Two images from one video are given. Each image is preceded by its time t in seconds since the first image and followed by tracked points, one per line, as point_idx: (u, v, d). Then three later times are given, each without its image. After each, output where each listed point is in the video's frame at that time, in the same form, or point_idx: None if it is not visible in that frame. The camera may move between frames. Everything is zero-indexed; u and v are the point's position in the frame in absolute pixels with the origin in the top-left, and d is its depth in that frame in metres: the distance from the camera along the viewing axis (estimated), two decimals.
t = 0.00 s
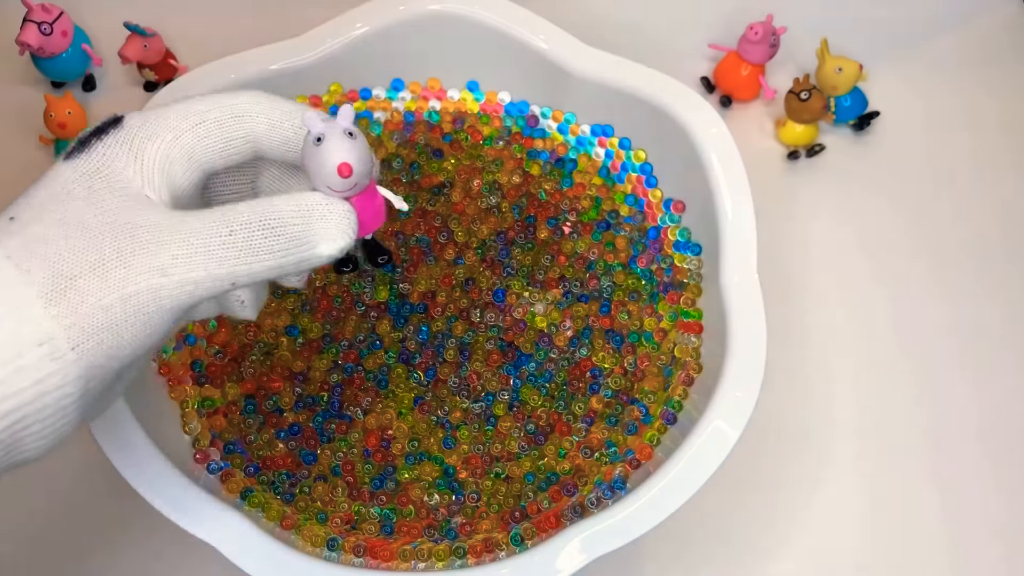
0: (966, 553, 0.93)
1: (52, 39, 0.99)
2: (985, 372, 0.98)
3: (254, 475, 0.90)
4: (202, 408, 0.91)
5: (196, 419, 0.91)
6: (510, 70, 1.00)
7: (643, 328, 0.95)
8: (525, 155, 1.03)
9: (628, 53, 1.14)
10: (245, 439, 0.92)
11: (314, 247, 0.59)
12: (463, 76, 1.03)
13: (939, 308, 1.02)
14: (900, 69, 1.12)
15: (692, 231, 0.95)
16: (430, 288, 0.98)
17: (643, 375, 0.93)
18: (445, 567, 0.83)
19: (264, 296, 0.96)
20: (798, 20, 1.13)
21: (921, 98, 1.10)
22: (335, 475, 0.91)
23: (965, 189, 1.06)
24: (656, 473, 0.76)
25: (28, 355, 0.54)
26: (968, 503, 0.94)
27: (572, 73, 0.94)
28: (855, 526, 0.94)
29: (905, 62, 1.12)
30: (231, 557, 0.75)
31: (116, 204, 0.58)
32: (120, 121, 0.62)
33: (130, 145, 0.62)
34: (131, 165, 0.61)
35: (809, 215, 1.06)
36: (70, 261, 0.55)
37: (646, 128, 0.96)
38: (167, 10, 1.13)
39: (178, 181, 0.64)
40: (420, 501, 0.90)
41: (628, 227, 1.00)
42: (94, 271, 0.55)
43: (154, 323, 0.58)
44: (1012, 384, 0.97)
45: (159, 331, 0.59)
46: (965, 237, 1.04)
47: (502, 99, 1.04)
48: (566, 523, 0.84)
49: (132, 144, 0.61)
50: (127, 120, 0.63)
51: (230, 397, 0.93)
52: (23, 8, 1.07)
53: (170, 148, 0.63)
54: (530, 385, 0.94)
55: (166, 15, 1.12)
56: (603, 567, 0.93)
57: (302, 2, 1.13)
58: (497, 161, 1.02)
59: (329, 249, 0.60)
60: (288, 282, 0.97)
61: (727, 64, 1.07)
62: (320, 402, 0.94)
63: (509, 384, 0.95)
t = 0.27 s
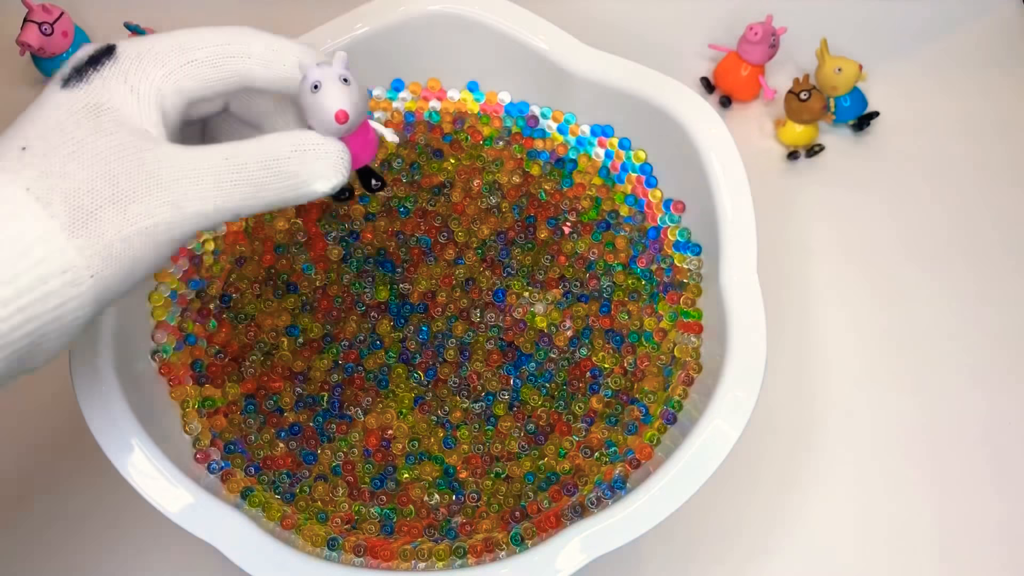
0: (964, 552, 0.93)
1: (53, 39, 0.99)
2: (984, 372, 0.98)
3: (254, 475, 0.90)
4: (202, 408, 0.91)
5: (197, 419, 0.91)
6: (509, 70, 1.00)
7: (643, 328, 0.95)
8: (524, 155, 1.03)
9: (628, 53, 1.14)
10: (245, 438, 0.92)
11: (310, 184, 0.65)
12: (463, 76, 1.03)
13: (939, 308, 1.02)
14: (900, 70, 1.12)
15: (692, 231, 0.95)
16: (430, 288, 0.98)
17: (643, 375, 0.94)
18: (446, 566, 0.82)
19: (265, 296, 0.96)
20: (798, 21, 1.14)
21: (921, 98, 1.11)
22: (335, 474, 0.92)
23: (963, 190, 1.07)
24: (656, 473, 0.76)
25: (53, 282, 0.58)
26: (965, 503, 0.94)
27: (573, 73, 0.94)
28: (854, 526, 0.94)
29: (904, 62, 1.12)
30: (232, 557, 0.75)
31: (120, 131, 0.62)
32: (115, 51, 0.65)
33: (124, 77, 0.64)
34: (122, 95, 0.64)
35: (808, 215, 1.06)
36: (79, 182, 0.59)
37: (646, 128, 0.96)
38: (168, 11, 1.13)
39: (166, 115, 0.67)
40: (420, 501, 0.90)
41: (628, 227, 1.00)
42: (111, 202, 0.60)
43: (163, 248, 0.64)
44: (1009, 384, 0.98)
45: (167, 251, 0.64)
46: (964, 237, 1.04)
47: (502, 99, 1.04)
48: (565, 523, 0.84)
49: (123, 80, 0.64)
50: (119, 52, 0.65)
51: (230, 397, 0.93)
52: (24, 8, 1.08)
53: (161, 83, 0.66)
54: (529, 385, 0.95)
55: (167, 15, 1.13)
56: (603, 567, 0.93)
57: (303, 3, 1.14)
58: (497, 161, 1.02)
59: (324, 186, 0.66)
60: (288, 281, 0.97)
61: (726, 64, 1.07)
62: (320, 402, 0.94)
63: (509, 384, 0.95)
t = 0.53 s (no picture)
0: (963, 552, 0.93)
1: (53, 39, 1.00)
2: (984, 372, 0.99)
3: (254, 474, 0.90)
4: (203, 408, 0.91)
5: (197, 418, 0.91)
6: (508, 71, 1.00)
7: (643, 327, 0.96)
8: (525, 155, 1.03)
9: (629, 53, 1.14)
10: (245, 438, 0.92)
11: (340, 108, 0.65)
12: (464, 76, 1.03)
13: (939, 308, 1.02)
14: (900, 70, 1.12)
15: (692, 231, 0.95)
16: (430, 288, 0.99)
17: (643, 375, 0.94)
18: (445, 566, 0.82)
19: (265, 296, 0.97)
20: (798, 21, 1.14)
21: (921, 98, 1.11)
22: (335, 474, 0.92)
23: (963, 190, 1.07)
24: (655, 473, 0.77)
25: (106, 184, 0.58)
26: (965, 503, 0.95)
27: (572, 73, 0.94)
28: (853, 526, 0.95)
29: (905, 62, 1.12)
30: (232, 557, 0.75)
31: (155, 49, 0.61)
32: None
33: None
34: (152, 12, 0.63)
35: (808, 215, 1.07)
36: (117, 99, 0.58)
37: (646, 128, 0.96)
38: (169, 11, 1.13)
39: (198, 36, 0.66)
40: (420, 501, 0.90)
41: (628, 227, 1.00)
42: (162, 113, 0.60)
43: (201, 163, 0.64)
44: (1010, 384, 0.98)
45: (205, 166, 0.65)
46: (964, 237, 1.04)
47: (502, 99, 1.03)
48: (565, 523, 0.83)
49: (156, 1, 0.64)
50: None
51: (230, 397, 0.93)
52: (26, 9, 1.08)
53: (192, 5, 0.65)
54: (529, 385, 0.95)
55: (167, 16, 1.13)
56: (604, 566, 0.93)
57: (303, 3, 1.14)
58: (497, 161, 1.02)
59: (350, 111, 0.65)
60: (289, 281, 0.97)
61: (726, 64, 1.07)
62: (321, 402, 0.94)
63: (509, 384, 0.95)
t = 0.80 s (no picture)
0: (962, 552, 0.93)
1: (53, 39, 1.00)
2: (984, 372, 0.99)
3: (254, 474, 0.90)
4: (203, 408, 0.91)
5: (197, 418, 0.91)
6: (510, 71, 1.00)
7: (643, 327, 0.96)
8: (525, 155, 1.03)
9: (628, 53, 1.15)
10: (245, 438, 0.92)
11: (246, 62, 0.72)
12: (463, 76, 1.02)
13: (938, 307, 1.02)
14: (900, 70, 1.12)
15: (692, 231, 0.95)
16: (430, 288, 0.99)
17: (643, 375, 0.94)
18: (445, 566, 0.83)
19: (265, 296, 0.97)
20: (798, 21, 1.14)
21: (920, 98, 1.11)
22: (335, 474, 0.92)
23: (963, 190, 1.07)
24: (655, 473, 0.77)
25: (39, 146, 0.64)
26: (963, 502, 0.95)
27: (573, 74, 0.94)
28: (853, 526, 0.95)
29: (905, 62, 1.12)
30: (233, 557, 0.75)
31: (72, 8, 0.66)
32: None
33: None
34: None
35: (808, 215, 1.07)
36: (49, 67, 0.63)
37: (646, 128, 0.96)
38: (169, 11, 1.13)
39: None
40: (420, 501, 0.90)
41: (628, 227, 1.00)
42: (97, 79, 0.66)
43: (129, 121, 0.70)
44: (1008, 384, 0.98)
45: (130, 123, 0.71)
46: (963, 237, 1.05)
47: (502, 99, 1.03)
48: (565, 523, 0.83)
49: None
50: None
51: (231, 397, 0.93)
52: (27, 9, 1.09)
53: None
54: (529, 385, 0.95)
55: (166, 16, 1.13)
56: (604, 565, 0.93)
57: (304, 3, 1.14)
58: (497, 161, 1.02)
59: (251, 66, 0.73)
60: (289, 281, 0.98)
61: (726, 64, 1.07)
62: (321, 402, 0.94)
63: (509, 384, 0.95)
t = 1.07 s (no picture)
0: (962, 551, 0.93)
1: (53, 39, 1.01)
2: (983, 372, 0.99)
3: (254, 474, 0.90)
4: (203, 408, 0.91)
5: (197, 418, 0.91)
6: (510, 71, 1.00)
7: (643, 328, 0.96)
8: (524, 155, 1.03)
9: (628, 53, 1.15)
10: (245, 438, 0.92)
11: (113, 61, 0.80)
12: (463, 76, 1.03)
13: (938, 307, 1.02)
14: (899, 69, 1.12)
15: (692, 231, 0.95)
16: (430, 288, 0.99)
17: (643, 375, 0.94)
18: (446, 565, 0.83)
19: (265, 296, 0.97)
20: (797, 21, 1.14)
21: (920, 98, 1.11)
22: (335, 474, 0.92)
23: (962, 190, 1.07)
24: (655, 473, 0.77)
25: None
26: (963, 502, 0.95)
27: (573, 74, 0.94)
28: (852, 526, 0.95)
29: (905, 62, 1.12)
30: (233, 556, 0.75)
31: None
32: None
33: None
34: None
35: (808, 215, 1.07)
36: None
37: (646, 129, 0.96)
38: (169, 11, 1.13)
39: None
40: (420, 501, 0.90)
41: (628, 227, 1.00)
42: None
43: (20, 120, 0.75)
44: (1008, 384, 0.98)
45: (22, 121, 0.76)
46: (963, 237, 1.05)
47: (502, 99, 1.03)
48: (565, 523, 0.83)
49: None
50: None
51: (231, 397, 0.93)
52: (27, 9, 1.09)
53: None
54: (529, 385, 0.95)
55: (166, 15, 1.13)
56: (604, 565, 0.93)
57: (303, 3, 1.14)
58: (497, 161, 1.02)
59: (120, 64, 0.82)
60: (289, 281, 0.98)
61: (726, 64, 1.07)
62: (321, 402, 0.94)
63: (509, 384, 0.95)
